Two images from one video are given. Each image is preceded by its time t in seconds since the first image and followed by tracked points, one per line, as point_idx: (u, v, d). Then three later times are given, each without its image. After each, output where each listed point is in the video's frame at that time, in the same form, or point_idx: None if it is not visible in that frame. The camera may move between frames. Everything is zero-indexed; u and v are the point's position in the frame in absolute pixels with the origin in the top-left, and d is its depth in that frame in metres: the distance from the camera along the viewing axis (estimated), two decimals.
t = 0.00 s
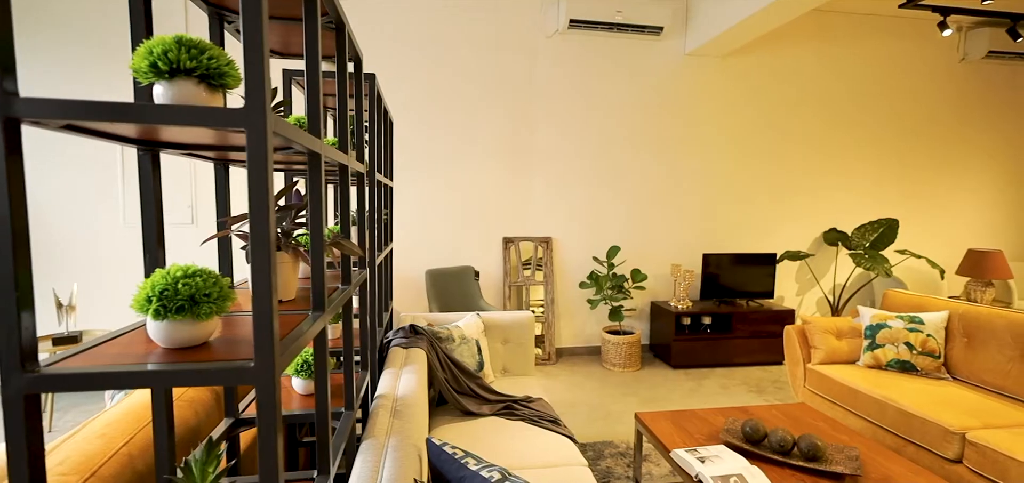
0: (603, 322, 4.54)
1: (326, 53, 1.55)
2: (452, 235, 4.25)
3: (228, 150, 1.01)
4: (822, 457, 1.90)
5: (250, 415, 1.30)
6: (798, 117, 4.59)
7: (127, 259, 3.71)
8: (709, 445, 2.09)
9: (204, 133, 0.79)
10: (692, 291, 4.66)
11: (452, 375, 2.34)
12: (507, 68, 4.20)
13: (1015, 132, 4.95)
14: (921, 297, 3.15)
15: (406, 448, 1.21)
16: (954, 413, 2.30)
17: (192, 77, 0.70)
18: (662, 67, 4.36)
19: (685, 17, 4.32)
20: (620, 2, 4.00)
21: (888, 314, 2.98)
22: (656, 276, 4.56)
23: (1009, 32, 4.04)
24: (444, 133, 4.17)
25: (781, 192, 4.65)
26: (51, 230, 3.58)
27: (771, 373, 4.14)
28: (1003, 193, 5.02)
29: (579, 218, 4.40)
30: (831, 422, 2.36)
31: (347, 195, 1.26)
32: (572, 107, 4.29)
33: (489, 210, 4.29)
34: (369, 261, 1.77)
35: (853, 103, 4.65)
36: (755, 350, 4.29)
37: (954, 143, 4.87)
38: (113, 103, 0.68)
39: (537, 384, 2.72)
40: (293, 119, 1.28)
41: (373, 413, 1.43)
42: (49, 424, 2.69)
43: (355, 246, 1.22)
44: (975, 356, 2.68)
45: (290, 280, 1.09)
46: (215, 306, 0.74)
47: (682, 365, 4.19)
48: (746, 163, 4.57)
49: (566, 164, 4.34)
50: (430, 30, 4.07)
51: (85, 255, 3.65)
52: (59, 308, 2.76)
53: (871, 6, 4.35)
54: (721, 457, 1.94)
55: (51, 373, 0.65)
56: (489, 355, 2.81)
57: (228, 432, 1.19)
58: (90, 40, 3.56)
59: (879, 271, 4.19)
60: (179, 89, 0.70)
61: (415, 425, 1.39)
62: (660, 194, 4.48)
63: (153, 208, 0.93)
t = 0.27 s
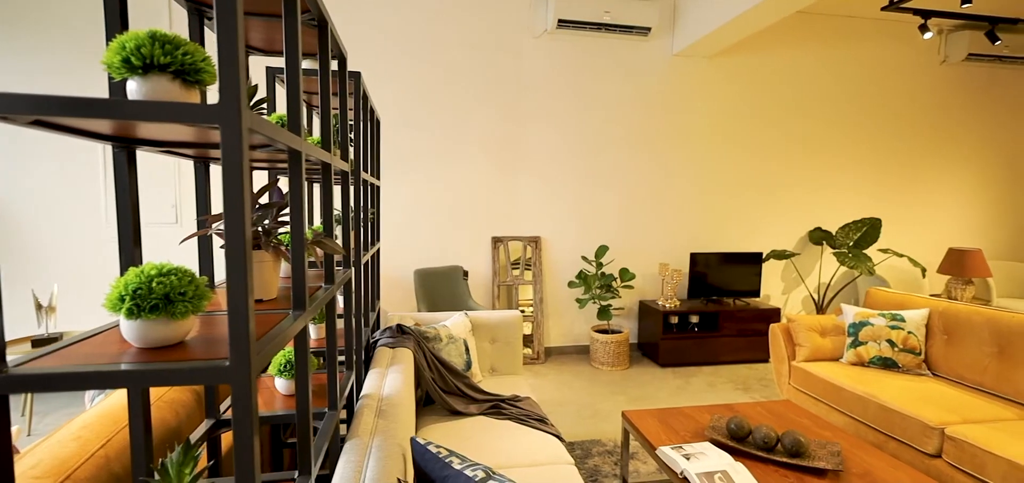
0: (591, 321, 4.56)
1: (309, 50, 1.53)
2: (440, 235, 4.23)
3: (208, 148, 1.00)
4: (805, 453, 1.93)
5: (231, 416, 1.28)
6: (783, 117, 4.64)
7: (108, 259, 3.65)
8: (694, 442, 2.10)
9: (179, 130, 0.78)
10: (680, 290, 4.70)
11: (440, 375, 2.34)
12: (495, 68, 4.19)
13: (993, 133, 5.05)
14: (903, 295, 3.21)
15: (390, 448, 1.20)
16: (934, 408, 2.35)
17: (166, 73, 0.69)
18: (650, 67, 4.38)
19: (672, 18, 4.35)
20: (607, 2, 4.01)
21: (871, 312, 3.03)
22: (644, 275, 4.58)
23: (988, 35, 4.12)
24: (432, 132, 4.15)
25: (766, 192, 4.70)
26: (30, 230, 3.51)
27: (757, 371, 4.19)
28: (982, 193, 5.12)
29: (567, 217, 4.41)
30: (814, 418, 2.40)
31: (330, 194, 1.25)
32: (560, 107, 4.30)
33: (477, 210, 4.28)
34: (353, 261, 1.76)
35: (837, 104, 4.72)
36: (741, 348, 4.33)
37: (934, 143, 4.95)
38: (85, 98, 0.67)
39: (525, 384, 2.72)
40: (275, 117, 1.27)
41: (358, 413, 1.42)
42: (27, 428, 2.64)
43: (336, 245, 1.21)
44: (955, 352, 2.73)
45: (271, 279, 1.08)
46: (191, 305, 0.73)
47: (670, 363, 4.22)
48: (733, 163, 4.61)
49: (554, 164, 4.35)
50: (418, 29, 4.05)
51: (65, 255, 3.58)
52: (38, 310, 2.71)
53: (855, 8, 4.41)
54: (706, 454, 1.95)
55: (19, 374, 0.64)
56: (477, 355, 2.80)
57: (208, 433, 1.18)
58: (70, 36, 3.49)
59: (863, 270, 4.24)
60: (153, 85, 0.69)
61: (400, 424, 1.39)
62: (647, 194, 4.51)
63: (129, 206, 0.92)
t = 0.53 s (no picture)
0: (580, 320, 4.57)
1: (293, 47, 1.52)
2: (428, 234, 4.22)
3: (186, 145, 0.99)
4: (788, 449, 1.95)
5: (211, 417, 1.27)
6: (769, 118, 4.69)
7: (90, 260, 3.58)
8: (680, 440, 2.12)
9: (154, 127, 0.77)
10: (667, 288, 4.73)
11: (427, 375, 2.33)
12: (484, 68, 4.19)
13: (972, 134, 5.16)
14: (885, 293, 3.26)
15: (375, 448, 1.20)
16: (914, 404, 2.39)
17: (139, 68, 0.68)
18: (638, 67, 4.41)
19: (659, 18, 4.38)
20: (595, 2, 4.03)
21: (853, 309, 3.08)
22: (632, 274, 4.61)
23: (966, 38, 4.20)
24: (420, 132, 4.14)
25: (752, 192, 4.75)
26: (8, 229, 3.44)
27: (743, 369, 4.23)
28: (962, 192, 5.22)
29: (555, 217, 4.42)
30: (797, 415, 2.43)
31: (312, 192, 1.24)
32: (549, 107, 4.31)
33: (466, 209, 4.28)
34: (337, 260, 1.74)
35: (821, 105, 4.78)
36: (727, 346, 4.38)
37: (915, 144, 5.04)
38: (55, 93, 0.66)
39: (513, 383, 2.72)
40: (255, 114, 1.25)
41: (342, 413, 1.41)
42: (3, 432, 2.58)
43: (318, 244, 1.20)
44: (934, 349, 2.78)
45: (251, 277, 1.07)
46: (166, 304, 0.72)
47: (658, 361, 4.25)
48: (719, 163, 4.65)
49: (542, 163, 4.36)
50: (406, 28, 4.03)
51: (45, 256, 3.51)
52: (15, 311, 2.65)
53: (838, 11, 4.47)
54: (691, 451, 1.97)
55: None
56: (465, 354, 2.80)
57: (187, 434, 1.16)
58: (49, 32, 3.42)
59: (846, 269, 4.34)
60: (126, 80, 0.68)
61: (385, 424, 1.38)
62: (635, 193, 4.53)
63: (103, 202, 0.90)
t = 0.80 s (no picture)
0: (568, 319, 4.58)
1: (276, 44, 1.50)
2: (417, 234, 4.20)
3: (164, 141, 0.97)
4: (771, 445, 1.98)
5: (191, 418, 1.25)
6: (754, 118, 4.74)
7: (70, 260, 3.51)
8: (666, 437, 2.14)
9: (129, 123, 0.76)
10: (655, 287, 4.76)
11: (414, 374, 2.32)
12: (472, 67, 4.18)
13: (952, 135, 5.26)
14: (867, 291, 3.31)
15: (358, 448, 1.19)
16: (895, 399, 2.43)
17: (112, 62, 0.67)
18: (625, 68, 4.43)
19: (646, 19, 4.40)
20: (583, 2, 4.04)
21: (836, 307, 3.12)
22: (620, 273, 4.63)
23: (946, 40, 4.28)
24: (409, 132, 4.12)
25: (739, 191, 4.80)
26: None
27: (729, 367, 4.27)
28: (942, 192, 5.32)
29: (544, 217, 4.43)
30: (781, 411, 2.46)
31: (295, 190, 1.23)
32: (537, 106, 4.32)
33: (455, 208, 4.27)
34: (322, 260, 1.72)
35: (806, 106, 4.85)
36: (714, 345, 4.42)
37: (897, 144, 5.13)
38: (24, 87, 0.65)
39: (500, 382, 2.72)
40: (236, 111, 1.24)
41: (326, 413, 1.40)
42: None
43: (300, 242, 1.19)
44: (915, 346, 2.83)
45: (232, 276, 1.06)
46: (139, 302, 0.71)
47: (646, 360, 4.27)
48: (707, 162, 4.69)
49: (531, 163, 4.36)
50: (394, 26, 4.01)
51: (23, 257, 3.44)
52: None
53: (821, 12, 4.53)
54: (676, 448, 1.99)
55: None
56: (452, 354, 2.79)
57: (166, 435, 1.15)
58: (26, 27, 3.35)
59: (830, 267, 4.41)
60: (98, 74, 0.67)
61: (370, 424, 1.37)
62: (624, 193, 4.55)
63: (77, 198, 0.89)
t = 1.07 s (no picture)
0: (557, 319, 4.59)
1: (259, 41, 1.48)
2: (404, 234, 4.18)
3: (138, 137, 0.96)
4: (756, 441, 1.99)
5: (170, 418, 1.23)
6: (741, 118, 4.79)
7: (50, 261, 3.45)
8: (652, 434, 2.15)
9: (100, 118, 0.75)
10: (643, 286, 4.78)
11: (400, 374, 2.31)
12: (461, 67, 4.17)
13: (933, 135, 5.36)
14: (850, 289, 3.36)
15: (341, 448, 1.18)
16: (877, 395, 2.47)
17: (81, 55, 0.66)
18: (613, 68, 4.45)
19: (634, 19, 4.42)
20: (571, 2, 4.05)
21: (820, 305, 3.17)
22: (608, 272, 4.65)
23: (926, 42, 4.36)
24: (396, 131, 4.10)
25: (725, 191, 4.84)
26: None
27: (716, 365, 4.31)
28: (923, 192, 5.42)
29: (532, 216, 4.43)
30: (766, 408, 2.48)
31: (275, 188, 1.21)
32: (526, 105, 4.32)
33: (444, 207, 4.25)
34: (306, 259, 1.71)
35: (791, 106, 4.90)
36: (701, 343, 4.46)
37: (880, 144, 5.21)
38: None
39: (488, 381, 2.72)
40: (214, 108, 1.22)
41: (309, 413, 1.38)
42: None
43: (281, 240, 1.17)
44: (896, 343, 2.88)
45: (210, 275, 1.04)
46: (111, 301, 0.70)
47: (634, 358, 4.30)
48: (694, 162, 4.73)
49: (519, 163, 4.36)
50: (380, 25, 3.98)
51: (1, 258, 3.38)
52: None
53: (806, 14, 4.59)
54: (662, 445, 2.00)
55: None
56: (439, 354, 2.78)
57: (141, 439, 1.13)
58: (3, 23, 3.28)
59: (814, 266, 4.48)
60: (66, 67, 0.65)
61: (354, 424, 1.36)
62: (611, 193, 4.57)
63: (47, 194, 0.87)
